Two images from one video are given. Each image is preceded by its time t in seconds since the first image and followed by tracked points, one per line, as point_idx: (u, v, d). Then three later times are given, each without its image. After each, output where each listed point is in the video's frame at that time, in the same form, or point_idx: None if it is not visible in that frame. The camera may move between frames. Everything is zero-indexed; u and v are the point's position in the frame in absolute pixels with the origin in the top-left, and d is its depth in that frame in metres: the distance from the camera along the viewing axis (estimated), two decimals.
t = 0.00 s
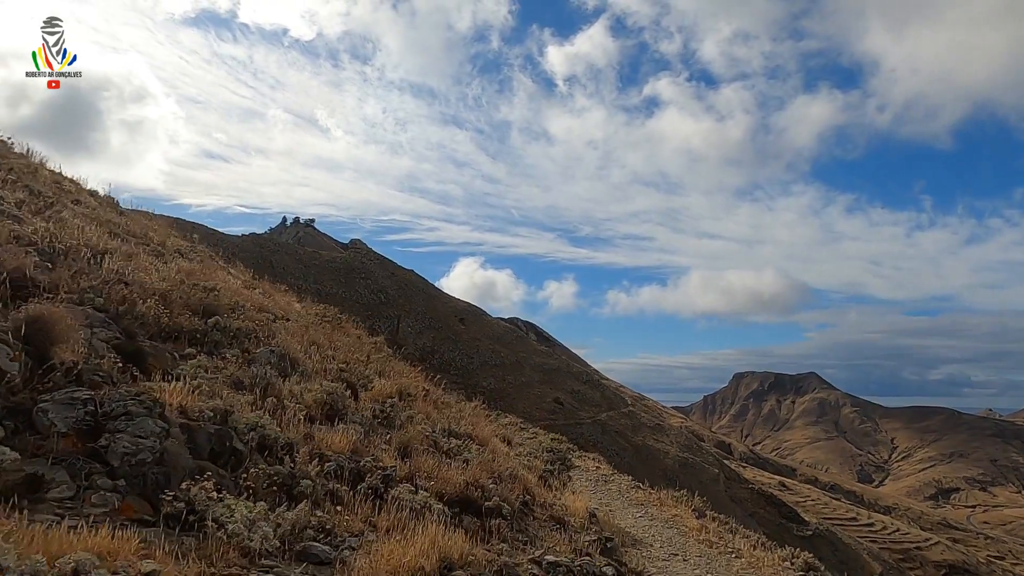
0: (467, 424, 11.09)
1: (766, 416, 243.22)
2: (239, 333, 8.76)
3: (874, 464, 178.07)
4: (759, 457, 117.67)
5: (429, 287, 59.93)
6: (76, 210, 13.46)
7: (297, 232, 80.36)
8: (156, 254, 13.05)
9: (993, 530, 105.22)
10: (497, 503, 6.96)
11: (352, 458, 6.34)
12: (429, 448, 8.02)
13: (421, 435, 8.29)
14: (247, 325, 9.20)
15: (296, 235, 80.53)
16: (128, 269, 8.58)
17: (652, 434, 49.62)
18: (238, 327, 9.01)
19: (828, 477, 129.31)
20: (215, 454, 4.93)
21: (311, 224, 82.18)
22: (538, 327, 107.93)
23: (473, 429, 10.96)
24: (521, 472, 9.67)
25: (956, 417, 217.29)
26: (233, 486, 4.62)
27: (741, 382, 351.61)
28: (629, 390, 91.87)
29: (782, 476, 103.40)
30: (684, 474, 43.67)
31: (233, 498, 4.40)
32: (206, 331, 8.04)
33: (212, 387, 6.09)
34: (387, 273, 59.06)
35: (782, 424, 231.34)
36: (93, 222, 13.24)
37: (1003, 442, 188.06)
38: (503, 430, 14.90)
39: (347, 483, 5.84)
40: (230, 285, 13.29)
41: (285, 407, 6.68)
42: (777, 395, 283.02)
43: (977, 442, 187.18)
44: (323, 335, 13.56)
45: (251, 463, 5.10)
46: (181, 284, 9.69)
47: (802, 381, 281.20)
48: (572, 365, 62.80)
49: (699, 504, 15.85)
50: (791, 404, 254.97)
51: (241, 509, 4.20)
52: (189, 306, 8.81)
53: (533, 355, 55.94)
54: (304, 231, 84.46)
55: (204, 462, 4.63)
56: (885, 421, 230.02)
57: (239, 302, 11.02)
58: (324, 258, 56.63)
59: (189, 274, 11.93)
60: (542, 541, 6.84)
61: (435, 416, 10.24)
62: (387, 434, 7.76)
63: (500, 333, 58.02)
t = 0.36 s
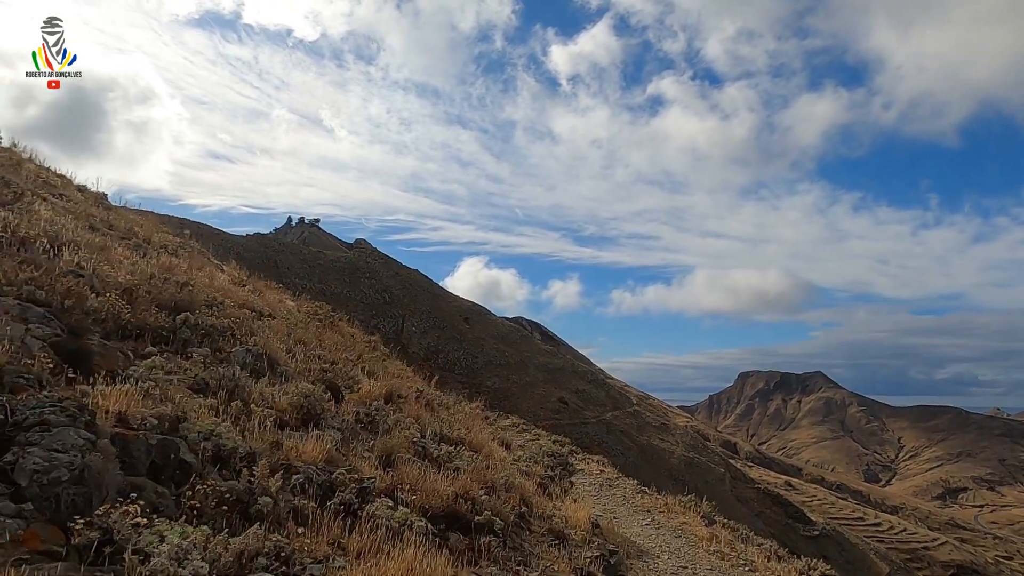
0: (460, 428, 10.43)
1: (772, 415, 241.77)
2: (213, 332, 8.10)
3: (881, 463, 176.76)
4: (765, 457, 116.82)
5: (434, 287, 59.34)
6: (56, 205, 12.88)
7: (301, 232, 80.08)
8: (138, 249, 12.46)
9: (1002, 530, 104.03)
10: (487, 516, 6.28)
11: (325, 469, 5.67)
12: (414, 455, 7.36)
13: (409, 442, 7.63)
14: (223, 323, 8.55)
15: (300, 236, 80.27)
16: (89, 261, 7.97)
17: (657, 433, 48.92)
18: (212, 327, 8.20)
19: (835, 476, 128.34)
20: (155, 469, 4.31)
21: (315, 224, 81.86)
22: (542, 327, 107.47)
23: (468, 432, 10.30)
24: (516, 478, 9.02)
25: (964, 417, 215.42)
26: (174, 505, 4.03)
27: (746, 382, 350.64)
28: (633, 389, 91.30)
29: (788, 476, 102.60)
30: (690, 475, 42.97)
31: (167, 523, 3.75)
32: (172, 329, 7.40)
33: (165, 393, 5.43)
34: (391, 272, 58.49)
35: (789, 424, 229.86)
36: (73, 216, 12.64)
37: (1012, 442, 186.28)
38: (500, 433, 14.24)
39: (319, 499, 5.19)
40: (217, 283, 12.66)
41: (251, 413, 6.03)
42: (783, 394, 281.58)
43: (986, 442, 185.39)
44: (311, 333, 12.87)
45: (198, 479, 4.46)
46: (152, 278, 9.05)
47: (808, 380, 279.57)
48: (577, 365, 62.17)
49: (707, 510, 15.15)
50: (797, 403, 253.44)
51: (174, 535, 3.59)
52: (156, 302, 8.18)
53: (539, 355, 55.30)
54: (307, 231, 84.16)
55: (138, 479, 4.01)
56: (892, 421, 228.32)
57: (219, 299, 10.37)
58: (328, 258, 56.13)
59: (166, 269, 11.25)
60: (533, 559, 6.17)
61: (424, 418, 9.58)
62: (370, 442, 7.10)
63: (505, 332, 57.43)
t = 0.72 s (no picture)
0: (455, 427, 10.88)
1: (777, 414, 241.52)
2: (166, 324, 8.76)
3: (886, 462, 176.41)
4: (771, 455, 116.80)
5: (438, 286, 59.77)
6: (64, 210, 13.51)
7: (307, 231, 80.64)
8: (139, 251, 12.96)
9: (1008, 530, 103.63)
10: (472, 536, 6.66)
11: (280, 485, 6.05)
12: (394, 468, 7.76)
13: (383, 451, 8.04)
14: (182, 313, 9.20)
15: (307, 234, 80.86)
16: (44, 251, 8.73)
17: (661, 432, 49.18)
18: (169, 318, 8.92)
19: (840, 475, 128.22)
20: (51, 488, 4.50)
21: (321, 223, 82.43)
22: (548, 325, 107.73)
23: (461, 432, 10.73)
24: (513, 488, 9.39)
25: (970, 415, 214.52)
26: (68, 536, 4.11)
27: (752, 380, 350.11)
28: (638, 387, 91.57)
29: (793, 474, 102.61)
30: (693, 474, 43.33)
31: (58, 557, 3.88)
32: (117, 322, 8.13)
33: (86, 395, 5.96)
34: (395, 271, 58.94)
35: (794, 422, 229.72)
36: (78, 219, 13.19)
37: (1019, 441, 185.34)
38: (501, 439, 14.63)
39: (269, 519, 5.51)
40: (204, 277, 13.25)
41: (178, 422, 6.32)
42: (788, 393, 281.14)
43: (992, 441, 184.46)
44: (298, 327, 13.44)
45: (114, 498, 4.72)
46: (113, 267, 9.77)
47: (814, 378, 278.89)
48: (581, 363, 62.52)
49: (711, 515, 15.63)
50: (803, 402, 253.07)
51: (60, 567, 3.70)
52: (108, 292, 8.87)
53: (542, 354, 55.65)
54: (314, 230, 84.69)
55: (23, 503, 4.16)
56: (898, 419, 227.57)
57: (192, 289, 11.00)
58: (332, 257, 56.65)
59: (138, 259, 11.65)
60: None
61: (417, 423, 10.04)
62: (336, 449, 7.52)
63: (508, 330, 57.81)
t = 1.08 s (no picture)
0: (441, 426, 9.81)
1: (782, 414, 241.26)
2: (110, 314, 7.58)
3: (892, 461, 176.18)
4: (775, 455, 116.93)
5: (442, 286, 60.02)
6: (71, 208, 13.53)
7: (311, 232, 80.98)
8: (138, 248, 12.62)
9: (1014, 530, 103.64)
10: (444, 555, 5.54)
11: (211, 498, 4.87)
12: (361, 475, 6.60)
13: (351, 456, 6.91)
14: (135, 303, 8.05)
15: (311, 236, 81.22)
16: None
17: (666, 432, 49.44)
18: (114, 307, 7.74)
19: (845, 475, 128.13)
20: None
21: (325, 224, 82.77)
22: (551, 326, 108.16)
23: (448, 431, 9.69)
24: (503, 495, 8.29)
25: (976, 415, 214.11)
26: None
27: (755, 379, 349.84)
28: (642, 387, 91.87)
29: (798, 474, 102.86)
30: (697, 474, 43.74)
31: None
32: (47, 312, 6.94)
33: None
34: (399, 272, 59.20)
35: (799, 422, 229.45)
36: (45, 206, 11.91)
37: None
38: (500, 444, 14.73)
39: (185, 544, 4.31)
40: (178, 267, 12.01)
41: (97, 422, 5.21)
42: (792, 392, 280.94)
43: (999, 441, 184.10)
44: (281, 318, 12.21)
45: None
46: (58, 250, 8.56)
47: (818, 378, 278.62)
48: (585, 363, 62.76)
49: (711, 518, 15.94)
50: (807, 401, 252.73)
51: None
52: (45, 278, 7.68)
53: (546, 354, 55.74)
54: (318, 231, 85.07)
55: None
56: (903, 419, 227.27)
57: (155, 278, 9.80)
58: (336, 258, 56.93)
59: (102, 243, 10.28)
60: None
61: (396, 422, 8.94)
62: (294, 454, 6.38)
63: (512, 330, 57.92)
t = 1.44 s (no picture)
0: (421, 432, 9.07)
1: (787, 413, 240.90)
2: (33, 308, 7.17)
3: (897, 461, 175.75)
4: (779, 455, 116.73)
5: (445, 287, 60.28)
6: (73, 208, 13.75)
7: (315, 233, 81.39)
8: (134, 252, 12.73)
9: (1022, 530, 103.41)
10: None
11: (99, 527, 3.95)
12: (308, 496, 5.74)
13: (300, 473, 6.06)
14: (67, 296, 7.69)
15: (315, 237, 81.65)
16: None
17: (670, 432, 49.56)
18: (42, 299, 7.38)
19: (851, 475, 127.96)
20: None
21: (329, 225, 83.18)
22: (554, 326, 108.76)
23: (429, 437, 8.94)
24: (486, 509, 7.49)
25: (982, 414, 213.43)
26: None
27: (760, 379, 349.94)
28: (645, 388, 92.20)
29: (802, 473, 102.81)
30: (701, 474, 43.85)
31: None
32: None
33: None
34: (401, 272, 59.48)
35: (804, 421, 229.10)
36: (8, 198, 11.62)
37: None
38: (494, 451, 14.39)
39: None
40: (142, 263, 11.76)
41: None
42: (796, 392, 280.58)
43: (1005, 441, 183.50)
44: (249, 316, 11.91)
45: None
46: None
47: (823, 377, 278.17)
48: (588, 363, 62.84)
49: (712, 526, 15.90)
50: (812, 401, 252.28)
51: None
52: None
53: (549, 354, 55.84)
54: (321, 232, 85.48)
55: None
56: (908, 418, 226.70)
57: (105, 272, 9.57)
58: (340, 258, 57.28)
59: (52, 235, 10.01)
60: None
61: (366, 428, 8.19)
62: (230, 470, 5.54)
63: (515, 330, 58.04)
